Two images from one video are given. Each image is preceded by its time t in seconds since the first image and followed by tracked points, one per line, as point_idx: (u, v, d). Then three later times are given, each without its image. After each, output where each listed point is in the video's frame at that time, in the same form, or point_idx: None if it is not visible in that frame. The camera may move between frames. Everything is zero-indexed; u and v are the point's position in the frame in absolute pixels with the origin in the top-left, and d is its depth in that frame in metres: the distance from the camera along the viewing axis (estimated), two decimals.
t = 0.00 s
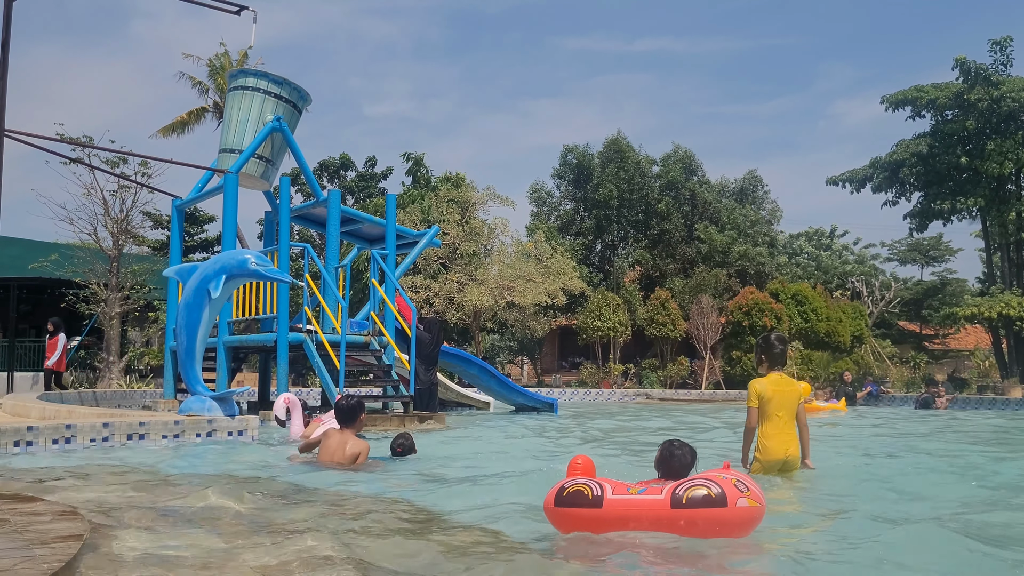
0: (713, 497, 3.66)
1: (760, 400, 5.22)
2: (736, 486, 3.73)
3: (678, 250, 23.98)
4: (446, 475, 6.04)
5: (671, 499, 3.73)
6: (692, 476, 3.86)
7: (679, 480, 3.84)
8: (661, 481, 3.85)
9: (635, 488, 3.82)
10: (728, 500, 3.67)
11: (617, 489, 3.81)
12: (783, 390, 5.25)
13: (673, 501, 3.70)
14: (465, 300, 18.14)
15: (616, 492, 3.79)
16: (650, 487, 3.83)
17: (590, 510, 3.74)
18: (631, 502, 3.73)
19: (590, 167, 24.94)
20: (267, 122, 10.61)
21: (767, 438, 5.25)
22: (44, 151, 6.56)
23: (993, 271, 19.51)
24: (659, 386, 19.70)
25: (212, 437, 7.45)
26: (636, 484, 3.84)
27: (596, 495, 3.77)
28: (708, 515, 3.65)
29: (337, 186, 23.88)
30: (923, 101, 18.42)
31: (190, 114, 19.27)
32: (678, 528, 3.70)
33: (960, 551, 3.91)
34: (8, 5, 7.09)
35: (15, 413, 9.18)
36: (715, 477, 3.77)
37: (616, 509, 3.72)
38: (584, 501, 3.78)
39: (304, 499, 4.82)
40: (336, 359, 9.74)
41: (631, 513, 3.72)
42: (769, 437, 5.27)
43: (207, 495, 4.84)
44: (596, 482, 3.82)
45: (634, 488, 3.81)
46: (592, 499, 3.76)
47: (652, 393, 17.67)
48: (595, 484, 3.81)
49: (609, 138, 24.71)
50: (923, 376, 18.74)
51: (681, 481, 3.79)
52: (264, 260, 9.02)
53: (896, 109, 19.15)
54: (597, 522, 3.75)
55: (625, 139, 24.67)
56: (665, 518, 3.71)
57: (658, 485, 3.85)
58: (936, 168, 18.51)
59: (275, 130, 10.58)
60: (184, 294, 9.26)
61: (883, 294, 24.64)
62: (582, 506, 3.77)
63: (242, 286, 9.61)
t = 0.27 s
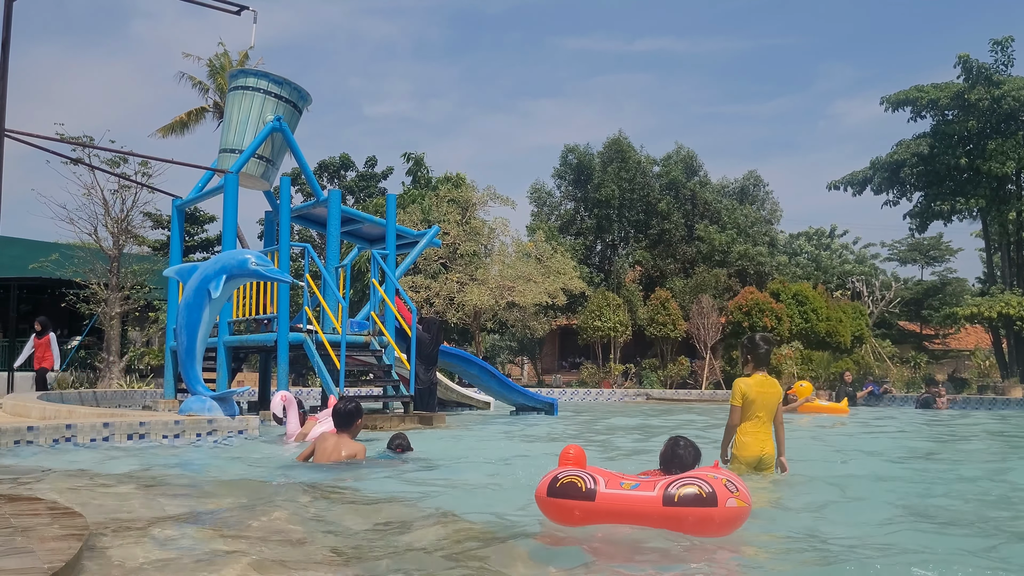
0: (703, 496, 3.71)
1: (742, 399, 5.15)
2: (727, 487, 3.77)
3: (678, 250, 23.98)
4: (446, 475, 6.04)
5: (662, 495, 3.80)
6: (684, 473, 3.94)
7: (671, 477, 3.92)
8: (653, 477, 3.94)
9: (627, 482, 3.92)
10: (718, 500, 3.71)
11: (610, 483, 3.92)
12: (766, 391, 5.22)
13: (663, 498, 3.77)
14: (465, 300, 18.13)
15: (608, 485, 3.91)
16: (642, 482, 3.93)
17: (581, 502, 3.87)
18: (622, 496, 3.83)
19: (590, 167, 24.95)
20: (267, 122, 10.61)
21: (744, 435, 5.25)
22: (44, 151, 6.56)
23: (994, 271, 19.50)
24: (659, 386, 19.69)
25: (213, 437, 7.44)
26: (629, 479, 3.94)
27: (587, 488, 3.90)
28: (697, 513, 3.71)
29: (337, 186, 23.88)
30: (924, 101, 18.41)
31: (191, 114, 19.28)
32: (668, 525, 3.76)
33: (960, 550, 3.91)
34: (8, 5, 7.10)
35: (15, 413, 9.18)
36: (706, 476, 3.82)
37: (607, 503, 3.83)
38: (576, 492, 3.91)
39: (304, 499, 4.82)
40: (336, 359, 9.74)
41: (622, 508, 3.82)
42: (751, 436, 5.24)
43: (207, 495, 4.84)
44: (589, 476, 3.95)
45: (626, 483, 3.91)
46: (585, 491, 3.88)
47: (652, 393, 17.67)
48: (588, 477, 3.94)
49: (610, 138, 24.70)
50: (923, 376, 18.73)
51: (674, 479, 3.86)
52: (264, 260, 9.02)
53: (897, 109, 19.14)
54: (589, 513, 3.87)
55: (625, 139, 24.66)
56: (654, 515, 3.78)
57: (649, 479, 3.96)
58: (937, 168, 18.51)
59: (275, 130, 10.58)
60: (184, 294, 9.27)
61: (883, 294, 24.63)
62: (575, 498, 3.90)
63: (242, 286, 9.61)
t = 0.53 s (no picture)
0: (692, 485, 3.80)
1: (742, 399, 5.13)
2: (713, 474, 3.87)
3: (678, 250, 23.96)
4: (446, 476, 6.03)
5: (652, 487, 3.85)
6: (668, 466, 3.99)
7: (657, 470, 3.96)
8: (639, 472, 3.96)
9: (615, 478, 3.93)
10: (706, 488, 3.81)
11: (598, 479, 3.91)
12: (760, 389, 5.27)
13: (654, 490, 3.81)
14: (465, 300, 18.12)
15: (598, 482, 3.88)
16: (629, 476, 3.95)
17: (575, 502, 3.80)
18: (614, 492, 3.82)
19: (591, 167, 24.95)
20: (267, 122, 10.61)
21: (744, 434, 5.28)
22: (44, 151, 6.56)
23: (994, 271, 19.49)
24: (659, 387, 19.69)
25: (213, 437, 7.48)
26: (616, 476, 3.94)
27: (579, 487, 3.83)
28: (686, 502, 3.80)
29: (337, 186, 23.89)
30: (924, 101, 18.40)
31: (191, 114, 19.28)
32: (660, 516, 3.81)
33: (960, 550, 3.90)
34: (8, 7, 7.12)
35: (16, 413, 9.19)
36: (691, 465, 3.91)
37: (601, 500, 3.80)
38: (567, 491, 3.83)
39: (304, 499, 4.82)
40: (336, 359, 9.73)
41: (614, 503, 3.81)
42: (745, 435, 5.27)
43: (207, 495, 4.84)
44: (579, 474, 3.89)
45: (614, 479, 3.91)
46: (577, 490, 3.82)
47: (653, 393, 17.67)
48: (578, 476, 3.87)
49: (610, 138, 24.68)
50: (924, 375, 18.73)
51: (660, 471, 3.91)
52: (264, 260, 9.02)
53: (897, 109, 19.13)
54: (581, 512, 3.82)
55: (626, 139, 24.65)
56: (646, 508, 3.81)
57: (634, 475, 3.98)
58: (937, 168, 18.50)
59: (275, 130, 10.57)
60: (184, 294, 9.27)
61: (883, 294, 24.62)
62: (567, 497, 3.82)
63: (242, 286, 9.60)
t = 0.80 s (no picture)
0: (689, 496, 3.76)
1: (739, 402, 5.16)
2: (710, 484, 3.82)
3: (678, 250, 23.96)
4: (446, 475, 6.03)
5: (647, 494, 3.84)
6: (668, 470, 3.94)
7: (656, 474, 3.92)
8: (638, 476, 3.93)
9: (614, 482, 3.93)
10: (703, 498, 3.78)
11: (595, 484, 3.91)
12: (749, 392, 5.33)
13: (649, 499, 3.80)
14: (465, 300, 18.13)
15: (595, 487, 3.90)
16: (627, 480, 3.93)
17: (573, 505, 3.88)
18: (609, 500, 3.84)
19: (591, 167, 24.97)
20: (268, 122, 10.61)
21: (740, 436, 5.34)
22: (44, 152, 6.56)
23: (994, 270, 19.49)
24: (660, 387, 19.70)
25: (213, 437, 7.49)
26: (614, 480, 3.93)
27: (579, 490, 3.90)
28: (683, 511, 3.78)
29: (337, 186, 23.90)
30: (924, 101, 18.41)
31: (191, 114, 19.29)
32: (653, 524, 3.82)
33: (961, 550, 3.89)
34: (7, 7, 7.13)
35: (16, 413, 9.19)
36: (690, 473, 3.86)
37: (596, 506, 3.85)
38: (564, 495, 3.91)
39: (305, 499, 4.82)
40: (336, 359, 9.73)
41: (612, 507, 3.85)
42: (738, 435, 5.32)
43: (207, 495, 4.83)
44: (578, 476, 3.94)
45: (612, 484, 3.91)
46: (573, 495, 3.88)
47: (653, 393, 17.66)
48: (578, 478, 3.93)
49: (610, 138, 24.71)
50: (924, 375, 18.71)
51: (658, 476, 3.88)
52: (264, 259, 9.03)
53: (897, 108, 19.14)
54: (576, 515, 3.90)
55: (626, 139, 24.67)
56: (643, 515, 3.81)
57: (633, 478, 3.94)
58: (937, 168, 18.50)
59: (275, 130, 10.57)
60: (184, 294, 9.27)
61: (884, 294, 24.62)
62: (563, 500, 3.90)
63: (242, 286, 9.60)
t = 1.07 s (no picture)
0: (677, 475, 3.90)
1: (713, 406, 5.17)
2: (695, 467, 4.00)
3: (678, 250, 23.94)
4: (446, 475, 6.03)
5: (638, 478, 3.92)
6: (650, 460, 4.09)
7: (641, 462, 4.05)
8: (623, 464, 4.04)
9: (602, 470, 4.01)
10: (690, 479, 3.93)
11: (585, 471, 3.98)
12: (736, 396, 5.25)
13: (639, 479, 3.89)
14: (465, 300, 18.13)
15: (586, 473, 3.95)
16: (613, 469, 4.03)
17: (566, 492, 3.87)
18: (602, 484, 3.88)
19: (591, 167, 24.98)
20: (268, 122, 10.61)
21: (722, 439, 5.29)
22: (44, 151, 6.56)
23: (994, 270, 19.48)
24: (660, 387, 19.70)
25: (213, 437, 7.48)
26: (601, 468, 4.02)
27: (570, 477, 3.90)
28: (672, 493, 3.89)
29: (337, 186, 23.91)
30: (923, 100, 18.42)
31: (191, 114, 19.29)
32: (644, 506, 3.88)
33: (960, 550, 3.89)
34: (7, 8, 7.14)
35: (16, 413, 9.19)
36: (675, 459, 4.02)
37: (589, 490, 3.87)
38: (556, 480, 3.91)
39: (305, 498, 4.82)
40: (336, 359, 9.73)
41: (603, 493, 3.88)
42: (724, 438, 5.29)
43: (208, 495, 4.84)
44: (568, 465, 3.96)
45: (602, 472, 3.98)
46: (567, 480, 3.89)
47: (653, 393, 17.66)
48: (568, 467, 3.95)
49: (610, 138, 24.72)
50: (924, 375, 18.71)
51: (645, 463, 4.01)
52: (264, 259, 9.03)
53: (896, 108, 19.14)
54: (570, 502, 3.88)
55: (626, 139, 24.68)
56: (635, 499, 3.87)
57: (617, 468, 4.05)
58: (936, 168, 18.49)
59: (275, 130, 10.57)
60: (184, 294, 9.28)
61: (884, 294, 24.62)
62: (557, 487, 3.89)
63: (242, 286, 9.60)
